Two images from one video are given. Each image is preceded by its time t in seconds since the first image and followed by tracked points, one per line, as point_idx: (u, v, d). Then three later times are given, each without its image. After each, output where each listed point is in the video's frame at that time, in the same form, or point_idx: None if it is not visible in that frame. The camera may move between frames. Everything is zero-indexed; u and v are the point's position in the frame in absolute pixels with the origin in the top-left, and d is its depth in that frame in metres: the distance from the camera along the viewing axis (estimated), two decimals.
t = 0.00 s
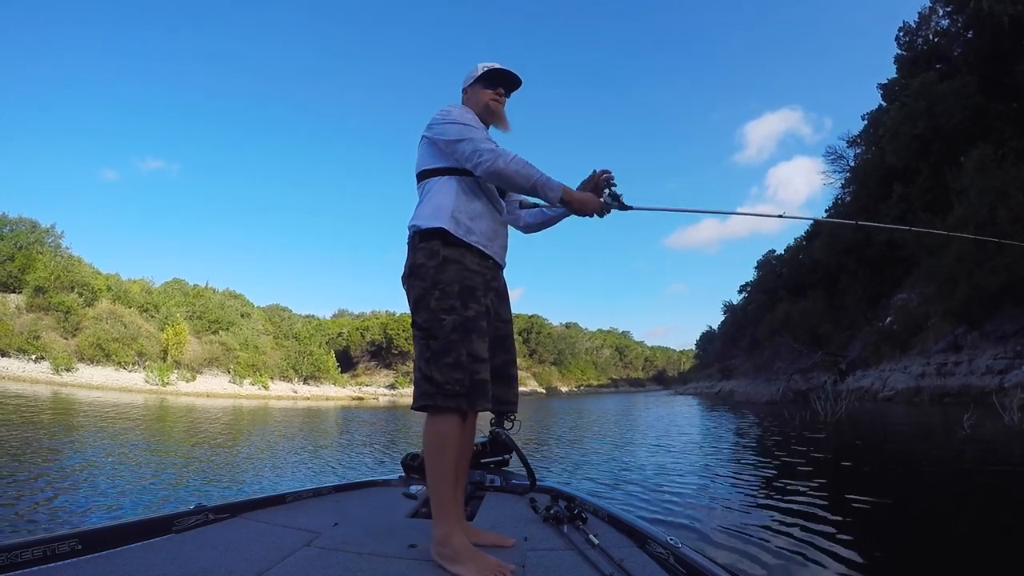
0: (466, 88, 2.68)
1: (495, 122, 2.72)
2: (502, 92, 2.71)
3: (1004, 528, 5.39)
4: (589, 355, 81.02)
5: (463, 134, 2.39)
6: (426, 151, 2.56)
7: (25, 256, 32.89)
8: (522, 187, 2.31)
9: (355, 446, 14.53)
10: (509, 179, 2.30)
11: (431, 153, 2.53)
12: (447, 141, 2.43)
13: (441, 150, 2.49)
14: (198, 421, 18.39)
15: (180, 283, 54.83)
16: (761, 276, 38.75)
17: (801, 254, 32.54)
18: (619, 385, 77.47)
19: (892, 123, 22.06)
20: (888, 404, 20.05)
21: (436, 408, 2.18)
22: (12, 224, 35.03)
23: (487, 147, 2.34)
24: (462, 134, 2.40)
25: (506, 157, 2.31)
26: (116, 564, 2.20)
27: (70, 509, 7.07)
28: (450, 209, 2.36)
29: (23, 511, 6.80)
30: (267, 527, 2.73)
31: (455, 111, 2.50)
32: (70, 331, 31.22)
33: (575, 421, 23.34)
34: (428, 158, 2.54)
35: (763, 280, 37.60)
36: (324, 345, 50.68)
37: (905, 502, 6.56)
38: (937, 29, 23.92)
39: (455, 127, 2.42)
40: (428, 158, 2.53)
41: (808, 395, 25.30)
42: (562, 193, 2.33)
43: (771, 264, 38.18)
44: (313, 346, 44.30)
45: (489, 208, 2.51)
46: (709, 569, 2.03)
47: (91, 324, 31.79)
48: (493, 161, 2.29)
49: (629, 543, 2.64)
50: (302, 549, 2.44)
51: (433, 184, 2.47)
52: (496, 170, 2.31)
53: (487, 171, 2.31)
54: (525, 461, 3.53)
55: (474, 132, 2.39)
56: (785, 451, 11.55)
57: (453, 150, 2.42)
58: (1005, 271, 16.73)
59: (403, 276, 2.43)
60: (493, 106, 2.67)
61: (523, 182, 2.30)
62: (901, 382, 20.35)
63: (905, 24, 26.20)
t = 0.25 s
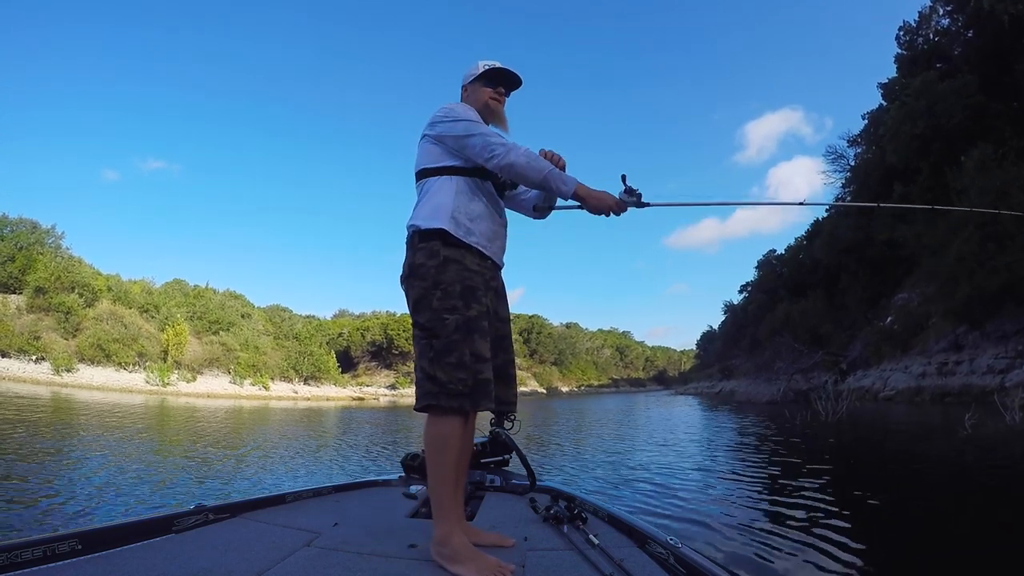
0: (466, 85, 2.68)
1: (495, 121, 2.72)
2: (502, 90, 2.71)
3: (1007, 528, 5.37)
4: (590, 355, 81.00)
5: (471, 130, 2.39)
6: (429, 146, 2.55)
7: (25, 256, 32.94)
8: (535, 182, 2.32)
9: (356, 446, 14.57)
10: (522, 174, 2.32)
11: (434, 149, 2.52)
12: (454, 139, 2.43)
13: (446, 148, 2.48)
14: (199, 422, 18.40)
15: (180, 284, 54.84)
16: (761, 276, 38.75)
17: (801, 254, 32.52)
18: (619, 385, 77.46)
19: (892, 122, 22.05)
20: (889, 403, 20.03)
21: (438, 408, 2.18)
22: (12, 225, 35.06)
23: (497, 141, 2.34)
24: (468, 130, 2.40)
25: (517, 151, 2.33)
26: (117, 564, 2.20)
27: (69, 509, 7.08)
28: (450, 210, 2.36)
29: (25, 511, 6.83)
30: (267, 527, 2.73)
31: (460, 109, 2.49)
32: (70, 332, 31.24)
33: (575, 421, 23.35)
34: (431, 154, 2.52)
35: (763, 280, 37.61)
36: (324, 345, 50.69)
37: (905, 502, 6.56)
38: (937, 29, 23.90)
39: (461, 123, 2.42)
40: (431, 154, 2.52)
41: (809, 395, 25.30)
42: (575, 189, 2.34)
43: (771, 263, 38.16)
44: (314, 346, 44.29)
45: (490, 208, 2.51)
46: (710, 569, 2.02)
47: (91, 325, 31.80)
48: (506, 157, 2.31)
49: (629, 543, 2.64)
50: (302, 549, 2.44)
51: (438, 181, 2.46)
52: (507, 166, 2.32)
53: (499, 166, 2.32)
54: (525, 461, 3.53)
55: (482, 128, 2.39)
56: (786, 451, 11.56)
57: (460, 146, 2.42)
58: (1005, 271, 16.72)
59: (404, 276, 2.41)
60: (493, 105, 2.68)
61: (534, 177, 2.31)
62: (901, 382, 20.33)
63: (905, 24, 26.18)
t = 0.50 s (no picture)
0: (465, 82, 2.68)
1: (495, 120, 2.72)
2: (503, 89, 2.72)
3: (1007, 528, 5.36)
4: (590, 355, 80.99)
5: (470, 128, 2.38)
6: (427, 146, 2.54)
7: (26, 257, 33.00)
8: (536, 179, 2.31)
9: (356, 446, 14.60)
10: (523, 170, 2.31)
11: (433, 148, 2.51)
12: (453, 137, 2.42)
13: (445, 147, 2.48)
14: (199, 422, 18.41)
15: (181, 284, 54.86)
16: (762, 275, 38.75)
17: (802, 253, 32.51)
18: (620, 385, 77.45)
19: (892, 122, 22.03)
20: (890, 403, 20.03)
21: (436, 409, 2.17)
22: (13, 225, 35.07)
23: (496, 139, 2.34)
24: (467, 127, 2.40)
25: (515, 147, 2.32)
26: (116, 565, 2.20)
27: (69, 509, 7.10)
28: (447, 211, 2.35)
29: (27, 511, 6.85)
30: (267, 528, 2.73)
31: (460, 107, 2.49)
32: (70, 332, 31.25)
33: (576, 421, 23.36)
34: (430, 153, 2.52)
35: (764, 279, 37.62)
36: (325, 345, 50.71)
37: (906, 502, 6.55)
38: (937, 28, 23.84)
39: (459, 121, 2.42)
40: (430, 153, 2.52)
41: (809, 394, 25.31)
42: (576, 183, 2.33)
43: (772, 263, 38.14)
44: (314, 346, 44.29)
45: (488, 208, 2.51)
46: (709, 569, 2.02)
47: (91, 325, 31.80)
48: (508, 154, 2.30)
49: (630, 543, 2.63)
50: (302, 549, 2.44)
51: (436, 181, 2.46)
52: (506, 163, 2.32)
53: (499, 163, 2.32)
54: (525, 461, 3.52)
55: (481, 125, 2.39)
56: (787, 451, 11.57)
57: (459, 145, 2.41)
58: (1006, 270, 16.70)
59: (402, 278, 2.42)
60: (493, 103, 2.67)
61: (533, 172, 2.30)
62: (902, 382, 20.31)
63: (906, 24, 26.15)
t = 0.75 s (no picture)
0: (466, 80, 2.68)
1: (498, 119, 2.72)
2: (506, 88, 2.71)
3: (1007, 528, 5.35)
4: (591, 355, 80.96)
5: (471, 126, 2.38)
6: (427, 144, 2.55)
7: (26, 256, 33.10)
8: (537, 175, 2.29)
9: (358, 446, 14.62)
10: (522, 166, 2.30)
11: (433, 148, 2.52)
12: (453, 136, 2.42)
13: (446, 146, 2.48)
14: (200, 422, 18.41)
15: (181, 284, 54.88)
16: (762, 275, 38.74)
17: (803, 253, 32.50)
18: (621, 385, 77.43)
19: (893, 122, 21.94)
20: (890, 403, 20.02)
21: (432, 409, 2.17)
22: (13, 225, 35.10)
23: (497, 135, 2.33)
24: (468, 125, 2.39)
25: (516, 144, 2.30)
26: (117, 564, 2.20)
27: (70, 509, 7.10)
28: (446, 211, 2.35)
29: (29, 510, 6.86)
30: (267, 527, 2.73)
31: (461, 105, 2.48)
32: (71, 332, 31.27)
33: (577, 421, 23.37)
34: (430, 152, 2.53)
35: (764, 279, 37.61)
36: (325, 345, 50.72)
37: (906, 502, 6.55)
38: (937, 28, 23.71)
39: (460, 119, 2.41)
40: (430, 153, 2.52)
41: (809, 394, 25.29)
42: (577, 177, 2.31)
43: (773, 263, 38.14)
44: (315, 346, 44.29)
45: (488, 208, 2.51)
46: (709, 568, 2.02)
47: (92, 325, 31.81)
48: (507, 150, 2.29)
49: (629, 543, 2.63)
50: (302, 549, 2.44)
51: (437, 179, 2.46)
52: (506, 160, 2.31)
53: (500, 160, 2.31)
54: (525, 462, 3.52)
55: (482, 122, 2.37)
56: (788, 450, 11.57)
57: (460, 143, 2.41)
58: (1007, 270, 16.68)
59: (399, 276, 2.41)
60: (497, 101, 2.67)
61: (537, 169, 2.29)
62: (903, 382, 20.29)
63: (907, 23, 26.10)
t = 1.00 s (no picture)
0: (471, 81, 2.68)
1: (503, 121, 2.73)
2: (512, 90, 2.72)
3: (1008, 528, 5.35)
4: (591, 355, 80.94)
5: (473, 125, 2.37)
6: (430, 143, 2.54)
7: (27, 256, 33.15)
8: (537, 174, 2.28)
9: (358, 446, 14.59)
10: (524, 164, 2.28)
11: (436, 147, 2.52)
12: (455, 134, 2.41)
13: (448, 145, 2.47)
14: (200, 421, 18.40)
15: (182, 283, 54.90)
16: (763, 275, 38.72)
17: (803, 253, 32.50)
18: (621, 385, 77.43)
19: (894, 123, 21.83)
20: (890, 403, 20.01)
21: (436, 410, 2.16)
22: (14, 224, 35.15)
23: (500, 133, 2.32)
24: (470, 123, 2.39)
25: (517, 142, 2.29)
26: (117, 564, 2.20)
27: (68, 508, 7.07)
28: (449, 212, 2.34)
29: (30, 510, 6.86)
30: (267, 527, 2.72)
31: (465, 103, 2.48)
32: (71, 331, 31.29)
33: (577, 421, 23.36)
34: (432, 152, 2.52)
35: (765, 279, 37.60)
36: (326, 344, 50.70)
37: (907, 502, 6.54)
38: (938, 29, 23.65)
39: (462, 117, 2.41)
40: (433, 152, 2.52)
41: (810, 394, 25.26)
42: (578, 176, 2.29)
43: (773, 263, 38.12)
44: (315, 345, 44.30)
45: (489, 208, 2.50)
46: (710, 569, 2.01)
47: (92, 324, 31.84)
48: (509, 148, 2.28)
49: (629, 543, 2.63)
50: (302, 549, 2.43)
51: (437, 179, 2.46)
52: (508, 157, 2.30)
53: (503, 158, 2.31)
54: (525, 462, 3.52)
55: (485, 121, 2.37)
56: (788, 451, 11.57)
57: (462, 142, 2.41)
58: (1009, 270, 16.66)
59: (401, 276, 2.40)
60: (502, 103, 2.67)
61: (539, 167, 2.27)
62: (904, 382, 20.26)
63: (907, 23, 26.09)
